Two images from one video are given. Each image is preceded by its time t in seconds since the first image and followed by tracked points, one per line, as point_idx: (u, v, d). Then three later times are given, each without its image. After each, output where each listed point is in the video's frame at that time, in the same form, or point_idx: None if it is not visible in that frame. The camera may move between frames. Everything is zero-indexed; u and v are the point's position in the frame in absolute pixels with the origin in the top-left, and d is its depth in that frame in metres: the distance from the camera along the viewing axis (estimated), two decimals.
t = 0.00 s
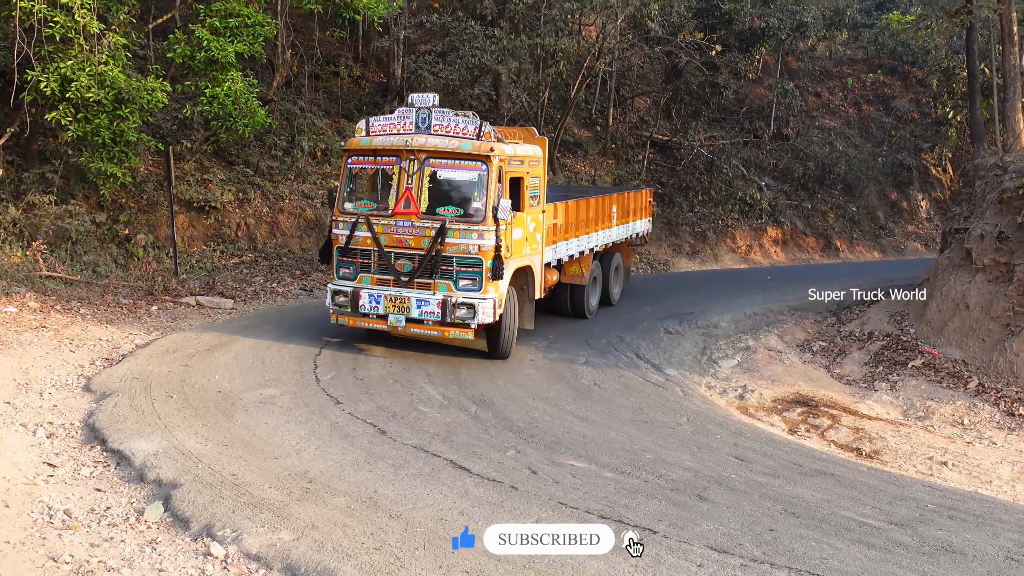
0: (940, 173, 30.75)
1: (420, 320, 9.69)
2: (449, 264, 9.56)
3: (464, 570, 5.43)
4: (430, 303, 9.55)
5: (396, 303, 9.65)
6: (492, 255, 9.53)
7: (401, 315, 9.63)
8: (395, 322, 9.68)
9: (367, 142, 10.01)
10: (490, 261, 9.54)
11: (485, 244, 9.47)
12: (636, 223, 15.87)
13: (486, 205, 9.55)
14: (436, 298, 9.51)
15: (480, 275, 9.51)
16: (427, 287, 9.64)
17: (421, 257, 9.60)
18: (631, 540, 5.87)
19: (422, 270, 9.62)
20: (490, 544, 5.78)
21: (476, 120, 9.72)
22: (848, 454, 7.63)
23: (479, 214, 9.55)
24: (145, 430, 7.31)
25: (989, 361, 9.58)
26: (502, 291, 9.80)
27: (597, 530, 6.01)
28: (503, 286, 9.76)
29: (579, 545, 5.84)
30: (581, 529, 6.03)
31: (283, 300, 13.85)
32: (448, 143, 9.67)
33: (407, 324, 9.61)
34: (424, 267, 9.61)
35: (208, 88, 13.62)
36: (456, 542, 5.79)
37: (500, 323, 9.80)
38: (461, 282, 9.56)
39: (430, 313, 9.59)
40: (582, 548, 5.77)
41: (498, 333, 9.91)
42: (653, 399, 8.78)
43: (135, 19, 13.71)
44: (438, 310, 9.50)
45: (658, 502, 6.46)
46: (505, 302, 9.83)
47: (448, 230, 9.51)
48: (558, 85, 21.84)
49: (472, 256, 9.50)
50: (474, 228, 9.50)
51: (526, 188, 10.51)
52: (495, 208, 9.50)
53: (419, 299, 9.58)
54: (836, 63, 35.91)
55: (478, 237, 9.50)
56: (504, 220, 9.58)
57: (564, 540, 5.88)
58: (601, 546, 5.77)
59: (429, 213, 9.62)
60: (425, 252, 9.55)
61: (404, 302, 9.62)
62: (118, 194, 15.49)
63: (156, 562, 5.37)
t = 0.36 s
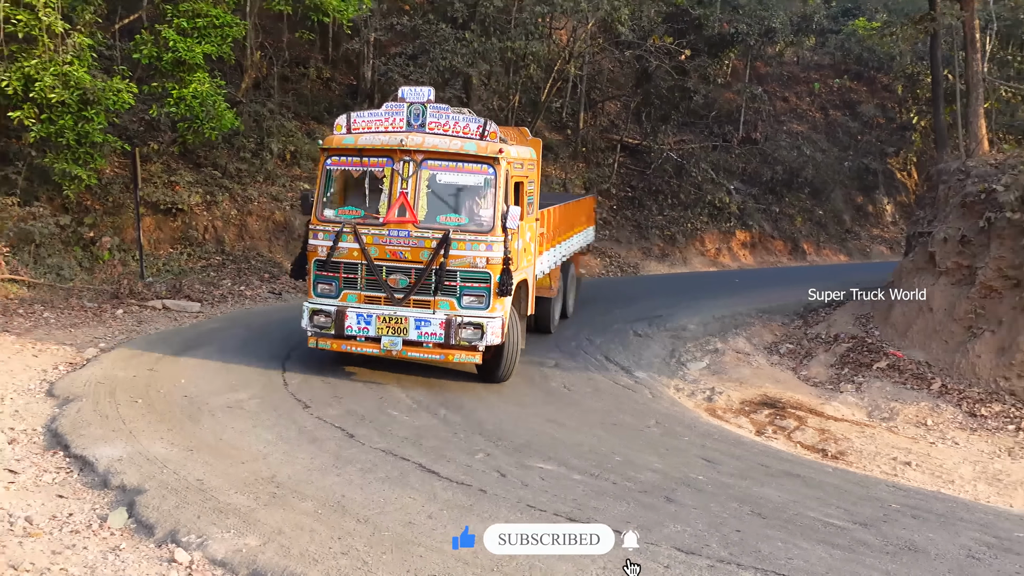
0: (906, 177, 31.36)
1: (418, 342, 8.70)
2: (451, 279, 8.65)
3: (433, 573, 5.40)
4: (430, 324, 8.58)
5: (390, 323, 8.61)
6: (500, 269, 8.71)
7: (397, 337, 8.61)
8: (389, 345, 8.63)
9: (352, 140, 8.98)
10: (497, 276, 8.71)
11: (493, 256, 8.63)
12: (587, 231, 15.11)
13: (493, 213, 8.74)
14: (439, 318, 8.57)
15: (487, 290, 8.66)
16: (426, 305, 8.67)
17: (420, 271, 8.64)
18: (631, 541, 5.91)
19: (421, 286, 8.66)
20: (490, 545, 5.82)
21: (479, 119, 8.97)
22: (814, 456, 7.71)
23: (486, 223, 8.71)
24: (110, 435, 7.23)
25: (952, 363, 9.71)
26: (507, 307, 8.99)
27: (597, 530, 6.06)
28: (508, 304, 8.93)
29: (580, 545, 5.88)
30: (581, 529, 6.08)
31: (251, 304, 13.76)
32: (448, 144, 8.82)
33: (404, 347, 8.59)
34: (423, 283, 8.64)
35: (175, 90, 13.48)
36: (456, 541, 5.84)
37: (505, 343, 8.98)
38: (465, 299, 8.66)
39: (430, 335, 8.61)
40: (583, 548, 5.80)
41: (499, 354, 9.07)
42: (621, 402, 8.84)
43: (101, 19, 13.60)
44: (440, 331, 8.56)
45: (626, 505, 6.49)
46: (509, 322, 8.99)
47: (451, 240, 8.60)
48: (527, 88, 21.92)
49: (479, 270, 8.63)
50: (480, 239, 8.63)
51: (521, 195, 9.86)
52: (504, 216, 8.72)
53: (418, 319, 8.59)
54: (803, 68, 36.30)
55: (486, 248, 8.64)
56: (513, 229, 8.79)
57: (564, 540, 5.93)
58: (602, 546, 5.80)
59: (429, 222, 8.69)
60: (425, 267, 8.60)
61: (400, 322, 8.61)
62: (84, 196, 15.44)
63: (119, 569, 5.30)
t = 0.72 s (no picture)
0: (838, 181, 32.98)
1: (418, 368, 7.68)
2: (456, 296, 7.64)
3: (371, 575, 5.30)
4: (433, 347, 7.58)
5: (387, 347, 7.54)
6: (509, 285, 7.82)
7: (396, 363, 7.55)
8: (384, 372, 7.56)
9: (335, 137, 7.80)
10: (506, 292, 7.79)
11: (503, 271, 7.69)
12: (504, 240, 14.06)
13: (504, 223, 7.81)
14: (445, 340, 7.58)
15: (496, 309, 7.73)
16: (427, 326, 7.64)
17: (420, 287, 7.58)
18: (632, 541, 5.94)
19: (421, 304, 7.61)
20: (490, 545, 5.80)
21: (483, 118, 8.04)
22: (751, 453, 7.84)
23: (495, 233, 7.76)
24: (36, 442, 7.02)
25: (882, 361, 10.16)
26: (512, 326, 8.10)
27: (597, 530, 6.09)
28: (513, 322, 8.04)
29: (579, 544, 5.90)
30: (580, 530, 6.10)
31: (186, 306, 13.70)
32: (451, 144, 7.83)
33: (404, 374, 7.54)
34: (425, 301, 7.61)
35: (107, 89, 13.18)
36: (456, 541, 5.82)
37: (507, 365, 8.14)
38: (471, 319, 7.70)
39: (433, 360, 7.61)
40: (582, 547, 5.80)
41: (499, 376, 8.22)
42: (560, 403, 8.94)
43: (30, 14, 13.29)
44: (446, 356, 7.57)
45: (565, 505, 6.50)
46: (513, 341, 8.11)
47: (458, 252, 7.56)
48: (469, 89, 21.81)
49: (488, 286, 7.68)
50: (489, 250, 7.66)
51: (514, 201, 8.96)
52: (515, 227, 7.80)
53: (420, 342, 7.55)
54: (740, 73, 36.96)
55: (496, 261, 7.69)
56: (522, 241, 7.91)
57: (564, 539, 5.94)
58: (601, 545, 5.80)
59: (431, 232, 7.66)
60: (427, 282, 7.55)
61: (399, 346, 7.55)
62: (10, 195, 14.98)
63: None
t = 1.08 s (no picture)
0: (782, 181, 34.18)
1: (464, 395, 6.98)
2: (504, 314, 7.02)
3: None
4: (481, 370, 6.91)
5: (432, 373, 6.78)
6: (556, 300, 7.27)
7: (443, 391, 6.80)
8: (428, 401, 6.78)
9: (365, 135, 6.89)
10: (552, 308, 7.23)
11: (551, 285, 7.15)
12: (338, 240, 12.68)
13: (552, 232, 7.26)
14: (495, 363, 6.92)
15: (544, 327, 7.16)
16: (472, 347, 6.96)
17: (465, 305, 6.87)
18: (632, 541, 5.93)
19: (466, 324, 6.90)
20: (490, 545, 5.73)
21: (526, 116, 7.39)
22: (695, 450, 7.93)
23: (542, 244, 7.20)
24: None
25: (824, 358, 10.54)
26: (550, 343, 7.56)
27: (597, 531, 6.06)
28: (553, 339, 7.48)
29: (578, 544, 5.87)
30: (579, 531, 6.06)
31: (127, 306, 13.84)
32: (497, 145, 7.13)
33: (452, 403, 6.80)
34: (470, 319, 6.92)
35: (43, 85, 13.05)
36: (456, 542, 5.76)
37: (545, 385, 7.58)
38: (519, 338, 7.09)
39: (481, 385, 6.93)
40: (581, 547, 5.77)
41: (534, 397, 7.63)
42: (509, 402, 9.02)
43: None
44: (496, 381, 6.93)
45: (513, 503, 6.48)
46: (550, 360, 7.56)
47: (508, 264, 6.91)
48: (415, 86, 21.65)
49: (537, 302, 7.10)
50: (539, 262, 7.08)
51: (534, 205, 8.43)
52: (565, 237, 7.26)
53: (468, 366, 6.86)
54: (687, 73, 37.20)
55: (545, 275, 7.13)
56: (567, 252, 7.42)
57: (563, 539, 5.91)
58: (600, 545, 5.77)
59: (478, 243, 6.95)
60: (474, 299, 6.86)
61: (446, 371, 6.83)
62: None
63: None
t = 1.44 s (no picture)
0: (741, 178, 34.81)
1: (561, 420, 6.37)
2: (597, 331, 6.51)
3: None
4: (580, 393, 6.31)
5: (533, 397, 6.14)
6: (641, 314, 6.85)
7: (542, 416, 6.15)
8: (529, 427, 6.12)
9: (452, 134, 6.21)
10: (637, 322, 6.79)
11: (639, 298, 6.73)
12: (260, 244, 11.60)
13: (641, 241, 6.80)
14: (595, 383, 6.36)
15: (632, 343, 6.76)
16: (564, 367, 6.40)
17: (560, 321, 6.34)
18: (633, 541, 5.88)
19: (561, 341, 6.36)
20: (492, 546, 5.66)
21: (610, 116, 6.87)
22: (658, 445, 8.10)
23: (631, 254, 6.74)
24: None
25: (782, 353, 10.74)
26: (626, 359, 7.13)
27: (598, 531, 6.00)
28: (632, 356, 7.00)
29: (578, 544, 5.80)
30: (580, 531, 6.00)
31: (81, 305, 13.67)
32: (589, 148, 6.59)
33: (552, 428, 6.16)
34: (565, 337, 6.37)
35: None
36: (457, 542, 5.69)
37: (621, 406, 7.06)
38: (610, 356, 6.60)
39: (581, 409, 6.33)
40: (582, 546, 5.72)
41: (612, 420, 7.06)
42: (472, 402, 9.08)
43: None
44: (597, 403, 6.36)
45: (474, 500, 6.46)
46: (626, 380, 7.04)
47: (603, 276, 6.47)
48: (375, 83, 21.76)
49: (626, 317, 6.67)
50: (630, 274, 6.65)
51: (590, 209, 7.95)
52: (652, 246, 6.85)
53: (568, 389, 6.26)
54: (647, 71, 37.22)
55: (634, 287, 6.69)
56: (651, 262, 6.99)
57: (563, 539, 5.85)
58: (602, 544, 5.73)
59: (574, 255, 6.41)
60: (570, 314, 6.34)
61: (545, 394, 6.18)
62: None
63: None
